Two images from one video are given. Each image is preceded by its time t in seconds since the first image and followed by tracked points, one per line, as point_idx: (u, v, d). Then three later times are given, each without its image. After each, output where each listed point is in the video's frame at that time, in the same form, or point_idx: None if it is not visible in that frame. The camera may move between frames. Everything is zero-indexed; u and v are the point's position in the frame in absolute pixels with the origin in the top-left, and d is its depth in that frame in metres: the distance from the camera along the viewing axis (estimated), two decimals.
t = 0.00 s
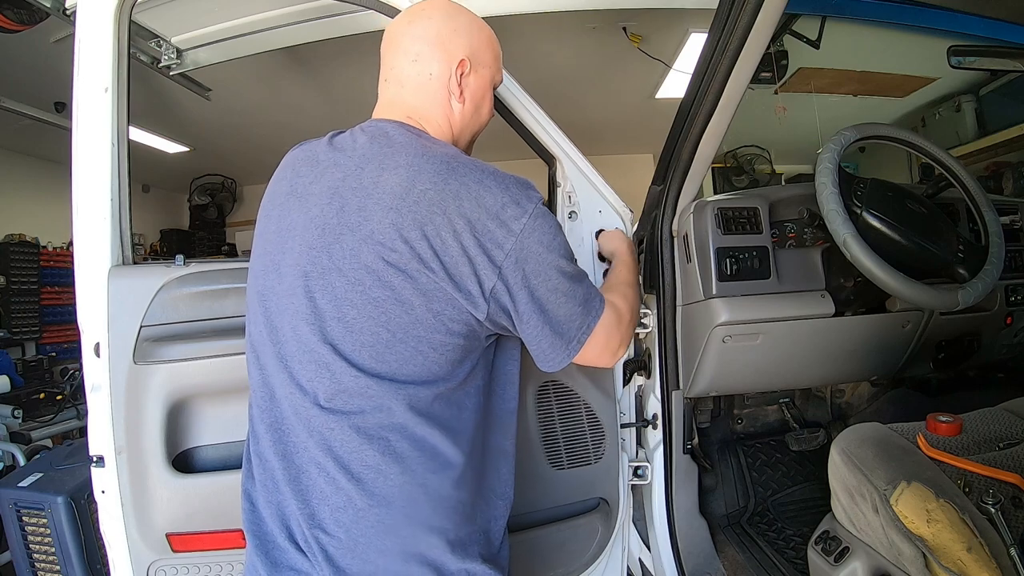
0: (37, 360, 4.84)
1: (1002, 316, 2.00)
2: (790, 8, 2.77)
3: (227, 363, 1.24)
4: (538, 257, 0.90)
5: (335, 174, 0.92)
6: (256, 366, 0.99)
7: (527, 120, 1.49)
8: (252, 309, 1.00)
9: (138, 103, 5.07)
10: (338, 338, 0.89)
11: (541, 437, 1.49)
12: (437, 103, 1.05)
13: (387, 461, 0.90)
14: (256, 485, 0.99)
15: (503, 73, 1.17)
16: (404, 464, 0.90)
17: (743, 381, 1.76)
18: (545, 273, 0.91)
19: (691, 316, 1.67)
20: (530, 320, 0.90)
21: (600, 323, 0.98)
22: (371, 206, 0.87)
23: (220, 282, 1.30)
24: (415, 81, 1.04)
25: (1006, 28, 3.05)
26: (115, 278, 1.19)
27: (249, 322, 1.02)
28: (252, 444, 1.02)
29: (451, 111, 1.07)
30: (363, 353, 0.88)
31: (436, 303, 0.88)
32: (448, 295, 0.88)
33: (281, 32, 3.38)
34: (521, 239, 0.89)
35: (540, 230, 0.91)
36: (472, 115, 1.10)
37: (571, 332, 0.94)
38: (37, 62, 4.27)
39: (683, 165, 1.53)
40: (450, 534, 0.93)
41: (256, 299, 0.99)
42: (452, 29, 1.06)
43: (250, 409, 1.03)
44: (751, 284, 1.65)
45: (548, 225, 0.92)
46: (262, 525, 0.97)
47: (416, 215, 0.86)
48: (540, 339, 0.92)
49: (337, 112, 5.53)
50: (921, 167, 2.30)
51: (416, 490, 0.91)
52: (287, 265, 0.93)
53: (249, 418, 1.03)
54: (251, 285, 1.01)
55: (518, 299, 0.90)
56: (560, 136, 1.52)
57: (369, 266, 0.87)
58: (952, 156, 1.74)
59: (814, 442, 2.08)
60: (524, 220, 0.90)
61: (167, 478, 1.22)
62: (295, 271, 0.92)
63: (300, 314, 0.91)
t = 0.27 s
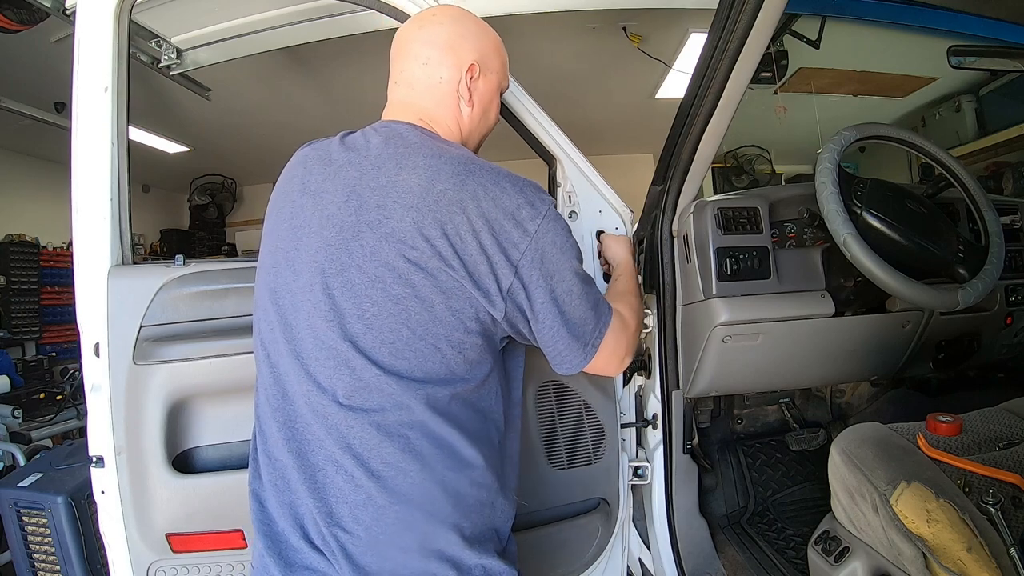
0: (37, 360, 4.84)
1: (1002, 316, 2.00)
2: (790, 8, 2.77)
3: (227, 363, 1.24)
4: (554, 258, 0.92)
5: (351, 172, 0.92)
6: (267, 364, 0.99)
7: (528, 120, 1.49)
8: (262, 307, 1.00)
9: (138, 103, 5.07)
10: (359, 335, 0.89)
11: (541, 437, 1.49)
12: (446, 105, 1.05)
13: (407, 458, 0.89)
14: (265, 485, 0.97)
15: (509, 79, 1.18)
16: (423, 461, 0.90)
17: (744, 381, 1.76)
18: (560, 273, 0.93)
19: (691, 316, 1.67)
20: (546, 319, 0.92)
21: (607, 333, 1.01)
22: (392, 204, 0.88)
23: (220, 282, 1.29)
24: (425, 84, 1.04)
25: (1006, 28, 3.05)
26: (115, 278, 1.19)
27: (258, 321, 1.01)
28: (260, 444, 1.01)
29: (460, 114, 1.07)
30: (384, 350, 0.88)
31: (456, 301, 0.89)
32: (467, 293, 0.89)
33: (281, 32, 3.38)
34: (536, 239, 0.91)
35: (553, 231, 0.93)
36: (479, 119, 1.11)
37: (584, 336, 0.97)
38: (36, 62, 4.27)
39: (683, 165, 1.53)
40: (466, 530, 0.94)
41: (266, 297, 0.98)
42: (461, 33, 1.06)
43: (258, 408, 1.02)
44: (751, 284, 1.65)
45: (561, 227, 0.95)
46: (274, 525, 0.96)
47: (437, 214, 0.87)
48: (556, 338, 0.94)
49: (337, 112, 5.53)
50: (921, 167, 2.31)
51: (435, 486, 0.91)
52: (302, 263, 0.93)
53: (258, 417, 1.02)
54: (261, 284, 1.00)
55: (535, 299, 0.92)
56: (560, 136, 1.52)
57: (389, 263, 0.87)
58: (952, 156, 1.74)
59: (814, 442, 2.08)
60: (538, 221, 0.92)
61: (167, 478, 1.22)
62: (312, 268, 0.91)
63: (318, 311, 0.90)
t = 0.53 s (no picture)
0: (37, 360, 4.84)
1: (1002, 316, 2.00)
2: (790, 8, 2.77)
3: (228, 363, 1.24)
4: (561, 260, 0.93)
5: (360, 171, 0.92)
6: (272, 363, 0.98)
7: (528, 121, 1.49)
8: (268, 306, 0.99)
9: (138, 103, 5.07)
10: (368, 333, 0.88)
11: (541, 437, 1.49)
12: (451, 108, 1.05)
13: (416, 457, 0.90)
14: (269, 485, 0.97)
15: (513, 81, 1.18)
16: (431, 459, 0.90)
17: (744, 381, 1.76)
18: (567, 275, 0.93)
19: (691, 316, 1.68)
20: (551, 321, 0.92)
21: (608, 338, 1.01)
22: (401, 204, 0.88)
23: (219, 282, 1.29)
24: (430, 87, 1.04)
25: (1005, 28, 3.05)
26: (115, 278, 1.19)
27: (264, 319, 1.01)
28: (264, 444, 1.00)
29: (465, 117, 1.07)
30: (394, 349, 0.88)
31: (464, 301, 0.89)
32: (476, 292, 0.89)
33: (281, 32, 3.38)
34: (544, 241, 0.91)
35: (560, 235, 0.94)
36: (484, 122, 1.11)
37: (588, 340, 0.97)
38: (36, 62, 4.26)
39: (683, 165, 1.53)
40: (472, 528, 0.94)
41: (272, 295, 0.98)
42: (466, 36, 1.06)
43: (262, 408, 1.02)
44: (750, 284, 1.65)
45: (567, 230, 0.95)
46: (279, 524, 0.95)
47: (447, 214, 0.87)
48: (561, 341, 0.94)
49: (337, 112, 5.53)
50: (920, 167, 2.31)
51: (443, 485, 0.91)
52: (309, 262, 0.92)
53: (262, 416, 1.02)
54: (266, 282, 1.00)
55: (542, 301, 0.92)
56: (560, 136, 1.52)
57: (399, 263, 0.87)
58: (953, 156, 1.74)
59: (813, 443, 2.08)
60: (545, 224, 0.92)
61: (167, 478, 1.22)
62: (320, 266, 0.91)
63: (327, 309, 0.90)
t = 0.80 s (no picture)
0: (37, 360, 4.84)
1: (1002, 316, 2.00)
2: (790, 8, 2.77)
3: (229, 364, 1.24)
4: (562, 262, 0.93)
5: (363, 171, 0.92)
6: (273, 363, 0.98)
7: (528, 121, 1.49)
8: (269, 305, 0.99)
9: (138, 103, 5.07)
10: (372, 333, 0.88)
11: (541, 437, 1.49)
12: (454, 110, 1.05)
13: (420, 456, 0.90)
14: (270, 484, 0.96)
15: (515, 83, 1.18)
16: (435, 458, 0.91)
17: (744, 381, 1.76)
18: (569, 276, 0.94)
19: (691, 316, 1.68)
20: (553, 322, 0.92)
21: (605, 338, 1.01)
22: (406, 204, 0.88)
23: (219, 282, 1.30)
24: (431, 88, 1.04)
25: (1006, 28, 3.05)
26: (115, 278, 1.19)
27: (265, 318, 1.00)
28: (265, 443, 1.00)
29: (466, 118, 1.06)
30: (397, 348, 0.88)
31: (468, 300, 0.89)
32: (479, 292, 0.89)
33: (281, 32, 3.38)
34: (547, 243, 0.92)
35: (562, 237, 0.94)
36: (485, 124, 1.10)
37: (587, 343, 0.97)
38: (36, 62, 4.26)
39: (683, 165, 1.53)
40: (475, 527, 0.95)
41: (274, 295, 0.98)
42: (468, 39, 1.06)
43: (263, 408, 1.02)
44: (750, 284, 1.65)
45: (568, 232, 0.96)
46: (279, 523, 0.95)
47: (452, 214, 0.87)
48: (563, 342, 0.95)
49: (337, 112, 5.53)
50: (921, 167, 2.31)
51: (447, 484, 0.91)
52: (312, 261, 0.92)
53: (262, 416, 1.02)
54: (268, 282, 1.00)
55: (544, 302, 0.92)
56: (560, 136, 1.52)
57: (403, 262, 0.87)
58: (953, 157, 1.74)
59: (813, 443, 2.08)
60: (547, 227, 0.93)
61: (167, 478, 1.22)
62: (323, 265, 0.91)
63: (330, 308, 0.90)
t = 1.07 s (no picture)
0: (37, 360, 4.84)
1: (1002, 316, 2.00)
2: (790, 8, 2.77)
3: (230, 364, 1.24)
4: (563, 257, 0.93)
5: (361, 171, 0.92)
6: (273, 364, 0.98)
7: (528, 121, 1.49)
8: (268, 306, 0.99)
9: (138, 103, 5.07)
10: (372, 333, 0.88)
11: (541, 437, 1.49)
12: (450, 105, 1.05)
13: (422, 456, 0.90)
14: (272, 486, 0.96)
15: (512, 79, 1.18)
16: (437, 458, 0.91)
17: (744, 380, 1.76)
18: (570, 271, 0.94)
19: (691, 316, 1.68)
20: (555, 317, 0.93)
21: (613, 339, 1.01)
22: (404, 203, 0.88)
23: (219, 282, 1.30)
24: (428, 84, 1.04)
25: (1005, 28, 3.05)
26: (115, 278, 1.19)
27: (264, 319, 1.00)
28: (265, 444, 1.00)
29: (463, 114, 1.07)
30: (398, 348, 0.88)
31: (468, 300, 0.89)
32: (479, 291, 0.89)
33: (281, 32, 3.38)
34: (547, 238, 0.92)
35: (562, 232, 0.94)
36: (482, 120, 1.11)
37: (590, 339, 0.97)
38: (36, 62, 4.26)
39: (683, 165, 1.53)
40: (477, 526, 0.95)
41: (274, 296, 0.98)
42: (463, 34, 1.06)
43: (263, 408, 1.02)
44: (750, 284, 1.65)
45: (568, 227, 0.95)
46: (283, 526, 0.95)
47: (451, 213, 0.88)
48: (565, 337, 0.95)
49: (337, 113, 5.53)
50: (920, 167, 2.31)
51: (449, 484, 0.91)
52: (312, 261, 0.92)
53: (262, 417, 1.02)
54: (267, 283, 1.00)
55: (544, 299, 0.92)
56: (560, 136, 1.52)
57: (403, 262, 0.87)
58: (953, 157, 1.74)
59: (813, 443, 2.08)
60: (547, 221, 0.93)
61: (167, 478, 1.22)
62: (323, 266, 0.91)
63: (330, 309, 0.90)
